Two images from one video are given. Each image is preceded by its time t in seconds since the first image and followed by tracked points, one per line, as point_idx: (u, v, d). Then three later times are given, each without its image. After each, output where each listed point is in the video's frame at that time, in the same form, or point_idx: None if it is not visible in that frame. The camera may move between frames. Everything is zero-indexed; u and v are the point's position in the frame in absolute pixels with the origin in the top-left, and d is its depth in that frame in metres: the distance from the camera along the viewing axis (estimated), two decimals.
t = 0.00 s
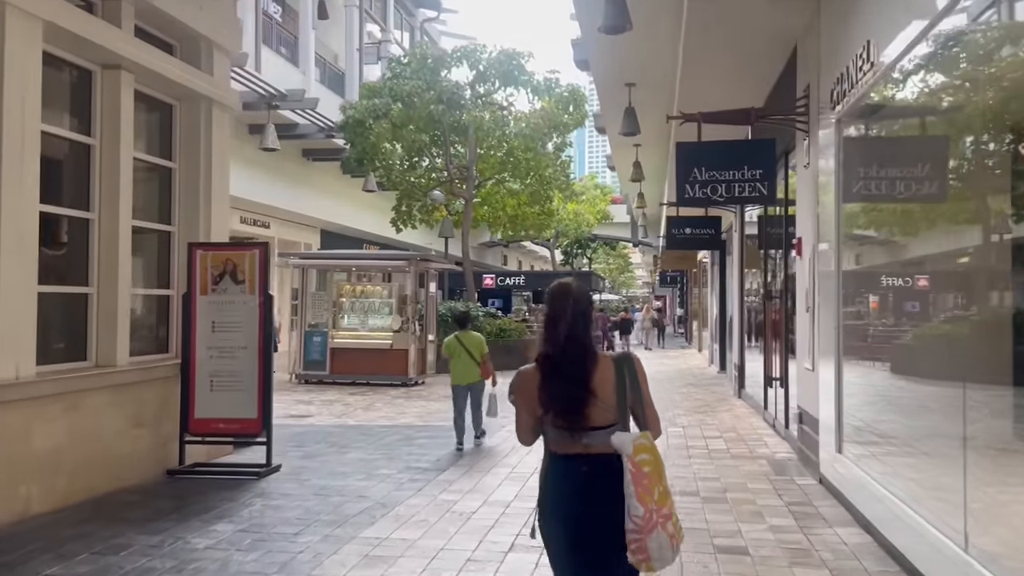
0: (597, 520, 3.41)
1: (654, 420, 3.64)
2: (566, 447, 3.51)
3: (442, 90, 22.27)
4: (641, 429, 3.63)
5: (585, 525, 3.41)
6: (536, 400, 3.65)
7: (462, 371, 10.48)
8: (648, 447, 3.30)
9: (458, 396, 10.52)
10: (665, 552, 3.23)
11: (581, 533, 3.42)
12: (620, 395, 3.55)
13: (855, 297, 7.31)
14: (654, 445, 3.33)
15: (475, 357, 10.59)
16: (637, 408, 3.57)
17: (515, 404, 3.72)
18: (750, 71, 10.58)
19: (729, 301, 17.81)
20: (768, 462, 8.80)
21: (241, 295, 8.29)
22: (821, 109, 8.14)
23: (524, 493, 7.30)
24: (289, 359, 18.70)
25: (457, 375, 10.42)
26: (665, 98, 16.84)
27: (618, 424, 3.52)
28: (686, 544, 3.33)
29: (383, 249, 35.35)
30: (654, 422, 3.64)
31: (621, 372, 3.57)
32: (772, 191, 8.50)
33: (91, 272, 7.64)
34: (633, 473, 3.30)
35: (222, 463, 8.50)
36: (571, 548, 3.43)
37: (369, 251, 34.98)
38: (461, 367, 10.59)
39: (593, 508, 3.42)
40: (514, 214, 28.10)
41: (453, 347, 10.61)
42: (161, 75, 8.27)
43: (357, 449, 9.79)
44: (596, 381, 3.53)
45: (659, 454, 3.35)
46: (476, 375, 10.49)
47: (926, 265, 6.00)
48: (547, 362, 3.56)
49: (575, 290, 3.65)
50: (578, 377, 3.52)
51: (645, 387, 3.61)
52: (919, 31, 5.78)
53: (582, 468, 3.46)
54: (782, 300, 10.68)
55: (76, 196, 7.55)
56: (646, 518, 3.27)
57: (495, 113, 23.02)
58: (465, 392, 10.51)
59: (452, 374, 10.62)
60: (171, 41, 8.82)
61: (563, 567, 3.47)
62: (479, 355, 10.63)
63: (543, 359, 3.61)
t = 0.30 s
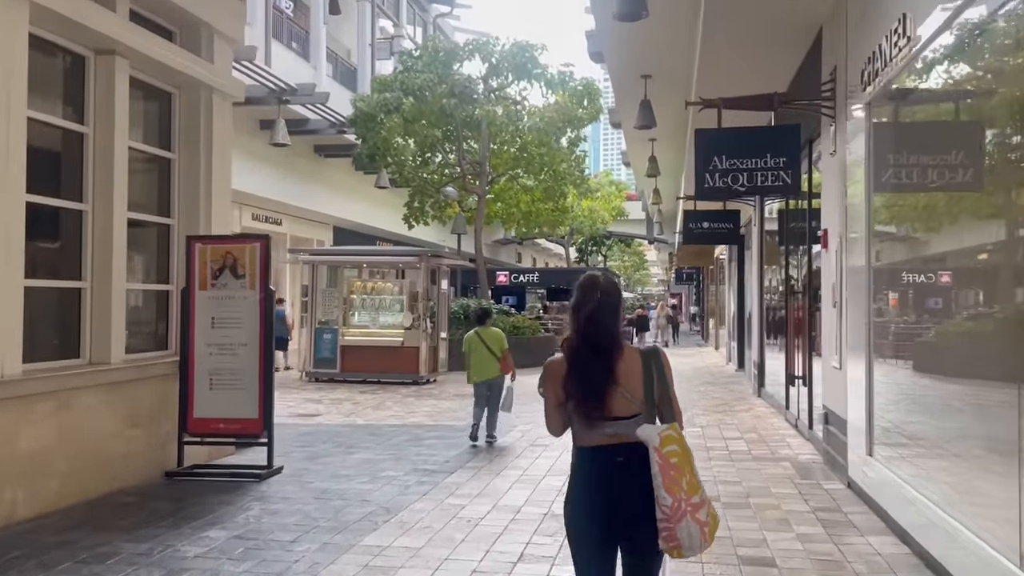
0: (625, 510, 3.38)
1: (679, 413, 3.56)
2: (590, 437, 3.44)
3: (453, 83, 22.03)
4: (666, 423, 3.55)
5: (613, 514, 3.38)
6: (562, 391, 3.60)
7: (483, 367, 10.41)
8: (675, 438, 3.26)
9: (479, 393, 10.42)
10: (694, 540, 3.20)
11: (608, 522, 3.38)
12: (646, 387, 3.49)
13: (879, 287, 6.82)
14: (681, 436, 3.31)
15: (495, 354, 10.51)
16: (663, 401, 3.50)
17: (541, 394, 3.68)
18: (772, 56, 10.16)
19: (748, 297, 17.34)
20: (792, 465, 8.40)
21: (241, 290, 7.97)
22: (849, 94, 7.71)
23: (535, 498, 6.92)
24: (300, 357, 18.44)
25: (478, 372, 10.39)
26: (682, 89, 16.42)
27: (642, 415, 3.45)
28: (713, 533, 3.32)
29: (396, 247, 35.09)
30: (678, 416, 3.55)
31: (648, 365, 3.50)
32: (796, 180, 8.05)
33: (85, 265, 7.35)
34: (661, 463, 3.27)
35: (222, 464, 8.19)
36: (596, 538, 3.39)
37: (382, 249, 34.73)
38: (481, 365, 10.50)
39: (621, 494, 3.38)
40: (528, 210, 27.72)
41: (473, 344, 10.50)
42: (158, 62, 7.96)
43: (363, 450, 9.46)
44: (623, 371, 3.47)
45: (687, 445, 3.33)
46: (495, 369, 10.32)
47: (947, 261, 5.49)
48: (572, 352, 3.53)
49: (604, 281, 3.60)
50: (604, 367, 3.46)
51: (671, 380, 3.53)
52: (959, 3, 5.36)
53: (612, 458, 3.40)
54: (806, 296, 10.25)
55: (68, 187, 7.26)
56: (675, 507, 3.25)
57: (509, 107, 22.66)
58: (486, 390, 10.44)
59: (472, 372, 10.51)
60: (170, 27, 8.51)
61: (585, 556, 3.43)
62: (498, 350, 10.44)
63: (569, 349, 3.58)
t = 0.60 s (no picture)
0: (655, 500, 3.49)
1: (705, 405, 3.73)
2: (626, 428, 3.55)
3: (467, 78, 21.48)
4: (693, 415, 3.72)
5: (644, 503, 3.50)
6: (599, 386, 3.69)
7: (498, 368, 10.38)
8: (699, 426, 3.35)
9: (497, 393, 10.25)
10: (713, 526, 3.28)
11: (637, 510, 3.51)
12: (680, 379, 3.65)
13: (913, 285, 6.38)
14: (704, 424, 3.39)
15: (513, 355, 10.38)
16: (694, 393, 3.67)
17: (573, 391, 3.74)
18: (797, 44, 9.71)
19: (769, 296, 16.86)
20: (820, 473, 7.97)
21: (241, 290, 7.65)
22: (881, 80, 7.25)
23: (547, 510, 6.55)
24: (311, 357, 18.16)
25: (493, 374, 10.36)
26: (700, 82, 15.94)
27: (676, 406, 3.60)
28: (738, 522, 3.38)
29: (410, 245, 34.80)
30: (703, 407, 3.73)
31: (682, 359, 3.67)
32: (823, 171, 7.66)
33: (77, 265, 7.03)
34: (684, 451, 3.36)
35: (223, 471, 7.88)
36: (626, 526, 3.51)
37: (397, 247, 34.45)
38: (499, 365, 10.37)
39: (651, 483, 3.49)
40: (543, 207, 27.31)
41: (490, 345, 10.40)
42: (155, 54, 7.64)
43: (371, 455, 9.13)
44: (659, 366, 3.61)
45: (712, 434, 3.41)
46: (511, 371, 10.28)
47: (971, 259, 5.32)
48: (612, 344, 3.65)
49: (640, 280, 3.76)
50: (645, 361, 3.60)
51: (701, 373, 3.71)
52: None
53: (647, 446, 3.51)
54: (833, 295, 9.79)
55: (60, 183, 6.96)
56: (694, 494, 3.34)
57: (523, 102, 22.26)
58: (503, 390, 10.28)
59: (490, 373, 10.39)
60: (167, 17, 8.18)
61: (615, 543, 3.55)
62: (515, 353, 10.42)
63: (608, 342, 3.69)
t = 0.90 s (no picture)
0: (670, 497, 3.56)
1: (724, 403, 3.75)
2: (648, 428, 3.60)
3: (482, 71, 21.15)
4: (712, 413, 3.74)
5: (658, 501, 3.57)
6: (617, 386, 3.70)
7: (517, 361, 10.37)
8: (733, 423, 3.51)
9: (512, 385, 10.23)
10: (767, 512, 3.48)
11: (652, 507, 3.58)
12: (701, 380, 3.64)
13: (952, 278, 5.96)
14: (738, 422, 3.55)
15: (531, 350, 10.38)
16: (712, 392, 3.66)
17: (592, 390, 3.76)
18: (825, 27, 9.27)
19: (793, 292, 16.36)
20: (850, 478, 7.56)
21: (242, 286, 7.34)
22: (915, 62, 6.82)
23: (561, 517, 6.18)
24: (324, 355, 17.91)
25: (512, 367, 10.35)
26: (721, 72, 15.48)
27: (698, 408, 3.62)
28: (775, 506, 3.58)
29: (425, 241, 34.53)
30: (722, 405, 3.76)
31: (700, 359, 3.67)
32: (853, 159, 7.30)
33: (70, 260, 6.75)
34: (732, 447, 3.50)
35: (223, 473, 7.58)
36: (642, 522, 3.60)
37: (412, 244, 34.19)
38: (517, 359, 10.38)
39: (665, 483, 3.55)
40: (560, 203, 26.93)
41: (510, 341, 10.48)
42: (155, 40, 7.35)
43: (379, 456, 8.80)
44: (679, 368, 3.61)
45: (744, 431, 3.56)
46: (531, 363, 10.30)
47: (1000, 254, 5.08)
48: (631, 348, 3.65)
49: (658, 280, 3.73)
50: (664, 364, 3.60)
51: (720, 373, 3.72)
52: None
53: (661, 446, 3.58)
54: (862, 290, 9.36)
55: (53, 172, 6.69)
56: (749, 485, 3.50)
57: (540, 96, 21.89)
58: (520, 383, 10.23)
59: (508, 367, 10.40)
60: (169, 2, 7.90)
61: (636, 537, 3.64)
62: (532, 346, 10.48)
63: (627, 344, 3.69)
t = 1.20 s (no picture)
0: (696, 480, 3.84)
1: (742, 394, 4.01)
2: (667, 415, 3.89)
3: (500, 63, 20.71)
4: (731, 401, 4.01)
5: (685, 485, 3.83)
6: (638, 374, 4.00)
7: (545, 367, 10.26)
8: (743, 416, 3.71)
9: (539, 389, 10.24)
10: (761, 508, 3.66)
11: (675, 492, 3.83)
12: (717, 369, 3.93)
13: (1004, 279, 5.48)
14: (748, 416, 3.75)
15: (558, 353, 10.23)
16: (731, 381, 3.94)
17: (618, 378, 4.07)
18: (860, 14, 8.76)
19: (821, 291, 15.81)
20: (887, 492, 7.08)
21: (243, 285, 7.01)
22: (960, 45, 6.33)
23: (577, 536, 5.76)
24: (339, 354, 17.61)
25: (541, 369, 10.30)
26: (746, 64, 14.95)
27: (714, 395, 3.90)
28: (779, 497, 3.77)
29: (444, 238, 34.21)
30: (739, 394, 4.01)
31: (718, 350, 3.95)
32: (892, 150, 6.86)
33: (63, 259, 6.43)
34: (734, 441, 3.70)
35: (225, 481, 7.25)
36: (666, 507, 3.85)
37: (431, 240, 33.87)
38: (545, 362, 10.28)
39: (687, 470, 3.84)
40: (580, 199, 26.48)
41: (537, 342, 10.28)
42: (155, 28, 7.02)
43: (389, 463, 8.43)
44: (696, 356, 3.91)
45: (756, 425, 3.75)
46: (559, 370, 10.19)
47: None
48: (651, 337, 3.97)
49: (678, 273, 4.03)
50: (680, 352, 3.92)
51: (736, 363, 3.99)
52: None
53: (685, 433, 3.85)
54: (897, 290, 8.85)
55: (46, 166, 6.36)
56: (743, 481, 3.71)
57: (560, 90, 21.45)
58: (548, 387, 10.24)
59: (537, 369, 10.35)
60: None
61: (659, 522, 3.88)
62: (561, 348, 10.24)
63: (649, 333, 3.99)
